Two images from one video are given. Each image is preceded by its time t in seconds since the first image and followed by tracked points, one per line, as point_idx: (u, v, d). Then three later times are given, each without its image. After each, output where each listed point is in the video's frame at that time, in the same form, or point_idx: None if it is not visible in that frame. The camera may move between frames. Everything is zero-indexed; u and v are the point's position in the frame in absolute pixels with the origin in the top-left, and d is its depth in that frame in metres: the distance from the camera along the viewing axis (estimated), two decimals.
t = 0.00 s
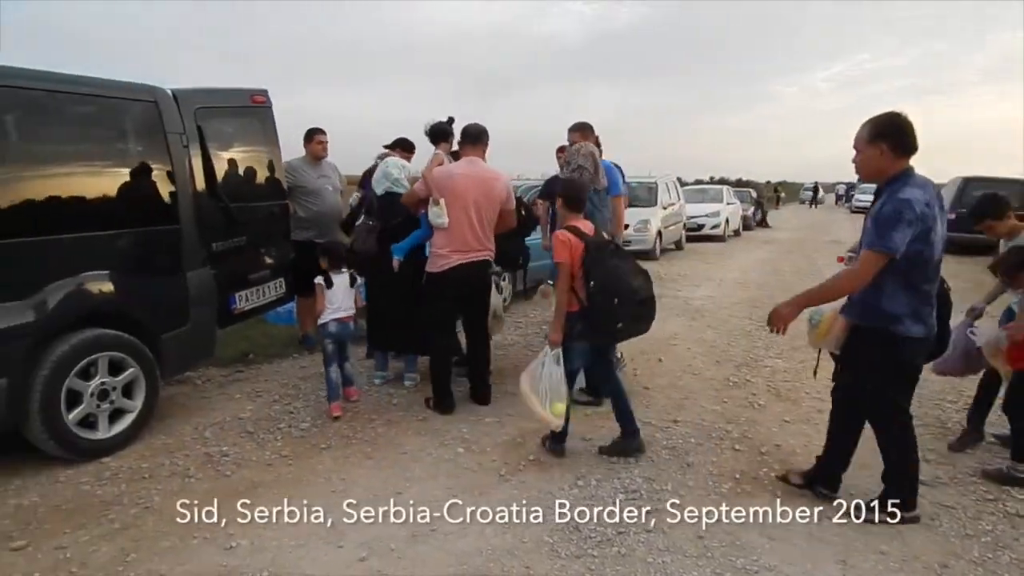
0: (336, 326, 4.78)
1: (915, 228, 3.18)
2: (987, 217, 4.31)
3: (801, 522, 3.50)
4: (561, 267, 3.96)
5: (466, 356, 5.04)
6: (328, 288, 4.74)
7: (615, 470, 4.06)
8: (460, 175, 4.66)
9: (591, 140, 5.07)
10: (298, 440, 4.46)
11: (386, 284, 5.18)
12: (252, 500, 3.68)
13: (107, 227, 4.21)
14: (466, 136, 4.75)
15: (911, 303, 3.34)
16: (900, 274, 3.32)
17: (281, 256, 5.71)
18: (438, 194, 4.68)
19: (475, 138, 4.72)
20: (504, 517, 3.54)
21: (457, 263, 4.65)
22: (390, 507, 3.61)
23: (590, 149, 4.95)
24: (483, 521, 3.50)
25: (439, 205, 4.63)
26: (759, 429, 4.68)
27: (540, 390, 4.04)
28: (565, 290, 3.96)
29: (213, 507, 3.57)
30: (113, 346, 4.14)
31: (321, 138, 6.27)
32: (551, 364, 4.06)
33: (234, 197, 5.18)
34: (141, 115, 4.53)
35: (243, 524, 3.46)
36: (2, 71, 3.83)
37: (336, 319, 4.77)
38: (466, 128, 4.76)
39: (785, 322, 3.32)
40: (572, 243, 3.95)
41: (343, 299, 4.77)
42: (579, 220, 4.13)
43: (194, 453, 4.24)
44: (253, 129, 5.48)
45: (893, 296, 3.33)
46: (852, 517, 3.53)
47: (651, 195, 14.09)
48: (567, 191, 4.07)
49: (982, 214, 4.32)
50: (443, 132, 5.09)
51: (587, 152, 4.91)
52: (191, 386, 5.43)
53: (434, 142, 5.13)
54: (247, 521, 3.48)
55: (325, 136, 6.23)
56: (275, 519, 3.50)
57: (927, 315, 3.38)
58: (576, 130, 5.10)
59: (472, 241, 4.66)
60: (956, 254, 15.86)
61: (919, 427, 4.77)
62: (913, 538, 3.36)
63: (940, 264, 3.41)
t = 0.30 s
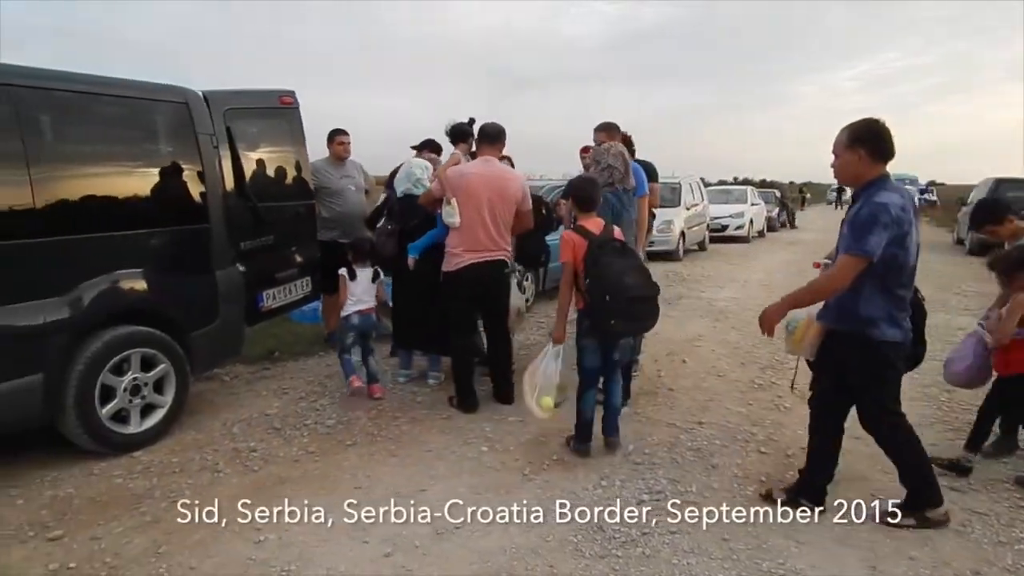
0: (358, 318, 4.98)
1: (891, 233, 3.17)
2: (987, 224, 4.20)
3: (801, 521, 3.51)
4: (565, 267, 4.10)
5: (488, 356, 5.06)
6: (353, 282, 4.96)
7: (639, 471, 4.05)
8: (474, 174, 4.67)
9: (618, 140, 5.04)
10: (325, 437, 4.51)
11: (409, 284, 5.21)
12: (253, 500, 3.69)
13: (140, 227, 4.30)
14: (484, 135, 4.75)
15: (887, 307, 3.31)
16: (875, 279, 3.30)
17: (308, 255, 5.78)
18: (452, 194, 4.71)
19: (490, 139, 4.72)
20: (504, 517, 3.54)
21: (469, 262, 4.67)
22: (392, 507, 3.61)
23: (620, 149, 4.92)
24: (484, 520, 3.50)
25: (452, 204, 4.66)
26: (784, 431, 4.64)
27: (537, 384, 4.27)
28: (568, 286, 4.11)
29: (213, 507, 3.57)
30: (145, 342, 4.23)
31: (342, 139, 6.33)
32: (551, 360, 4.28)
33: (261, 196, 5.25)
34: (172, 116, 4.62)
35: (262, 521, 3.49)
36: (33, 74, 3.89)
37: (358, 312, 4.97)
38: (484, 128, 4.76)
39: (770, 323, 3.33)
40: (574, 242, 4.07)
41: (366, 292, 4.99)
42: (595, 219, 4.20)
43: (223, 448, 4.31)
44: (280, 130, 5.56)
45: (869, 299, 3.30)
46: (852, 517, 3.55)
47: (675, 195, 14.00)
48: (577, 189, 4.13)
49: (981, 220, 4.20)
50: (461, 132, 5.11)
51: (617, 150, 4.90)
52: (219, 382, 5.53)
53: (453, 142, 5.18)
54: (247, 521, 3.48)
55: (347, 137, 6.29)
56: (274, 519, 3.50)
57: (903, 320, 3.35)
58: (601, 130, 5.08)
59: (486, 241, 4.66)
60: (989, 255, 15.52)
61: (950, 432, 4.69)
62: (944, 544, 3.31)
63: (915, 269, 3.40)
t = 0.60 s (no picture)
0: (386, 317, 5.10)
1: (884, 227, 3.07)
2: None
3: (801, 521, 3.51)
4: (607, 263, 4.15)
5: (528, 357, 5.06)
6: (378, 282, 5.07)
7: (682, 475, 4.00)
8: (510, 176, 4.65)
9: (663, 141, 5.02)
10: (368, 434, 4.58)
11: (449, 285, 5.25)
12: (254, 500, 3.70)
13: (193, 227, 4.43)
14: (523, 136, 4.72)
15: (877, 303, 3.21)
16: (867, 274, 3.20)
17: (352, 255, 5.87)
18: (489, 195, 4.71)
19: (528, 140, 4.71)
20: (505, 517, 3.54)
21: (506, 264, 4.66)
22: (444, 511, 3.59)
23: (664, 149, 4.84)
24: (484, 521, 3.50)
25: (489, 205, 4.66)
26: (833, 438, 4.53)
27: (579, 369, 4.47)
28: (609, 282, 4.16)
29: (214, 506, 3.58)
30: (197, 339, 4.36)
31: (384, 143, 6.36)
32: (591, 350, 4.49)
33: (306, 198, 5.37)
34: (223, 119, 4.74)
35: (308, 516, 3.56)
36: (94, 79, 4.04)
37: (386, 311, 5.09)
38: (523, 129, 4.74)
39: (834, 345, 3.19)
40: (619, 238, 4.08)
41: (393, 292, 5.10)
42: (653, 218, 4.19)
43: (270, 444, 4.41)
44: (326, 132, 5.66)
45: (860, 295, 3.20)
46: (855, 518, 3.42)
47: (718, 196, 13.80)
48: (633, 187, 4.12)
49: None
50: (500, 133, 5.12)
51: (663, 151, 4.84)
52: (266, 379, 5.66)
53: (492, 142, 5.19)
54: (248, 521, 3.50)
55: (387, 141, 6.31)
56: (274, 520, 3.51)
57: (896, 318, 3.23)
58: (649, 130, 5.08)
59: (523, 242, 4.65)
60: None
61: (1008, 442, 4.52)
62: (1003, 558, 3.19)
63: (913, 267, 3.27)
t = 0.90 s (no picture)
0: (418, 314, 5.19)
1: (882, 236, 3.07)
2: None
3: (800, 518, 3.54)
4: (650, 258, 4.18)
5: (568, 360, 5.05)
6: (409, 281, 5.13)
7: (724, 483, 3.94)
8: (552, 178, 4.66)
9: (710, 143, 4.99)
10: (410, 434, 4.62)
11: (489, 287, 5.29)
12: (254, 500, 3.71)
13: (243, 228, 4.54)
14: (565, 138, 4.71)
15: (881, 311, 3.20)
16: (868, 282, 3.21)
17: (394, 255, 5.95)
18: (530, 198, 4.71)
19: (570, 142, 4.69)
20: (506, 517, 3.57)
21: (548, 266, 4.65)
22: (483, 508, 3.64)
23: (710, 152, 4.76)
24: (495, 520, 3.53)
25: (531, 208, 4.66)
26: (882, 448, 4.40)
27: (628, 367, 4.60)
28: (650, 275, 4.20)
29: (215, 507, 3.60)
30: (245, 337, 4.47)
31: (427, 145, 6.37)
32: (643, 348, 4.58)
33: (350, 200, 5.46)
34: (273, 122, 4.85)
35: (350, 512, 3.61)
36: (151, 84, 4.18)
37: (419, 308, 5.18)
38: (565, 131, 4.74)
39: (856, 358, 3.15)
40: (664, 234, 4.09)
41: (425, 291, 5.15)
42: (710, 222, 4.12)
43: (314, 441, 4.49)
44: (370, 134, 5.74)
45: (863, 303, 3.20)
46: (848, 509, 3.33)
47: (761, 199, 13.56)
48: (693, 187, 4.09)
49: None
50: (541, 135, 5.12)
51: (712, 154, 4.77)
52: (310, 377, 5.77)
53: (532, 144, 5.20)
54: (249, 521, 3.51)
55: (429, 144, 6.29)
56: (274, 520, 3.53)
57: (900, 325, 3.22)
58: (695, 131, 5.04)
59: (565, 245, 4.64)
60: None
61: None
62: None
63: (916, 272, 3.26)
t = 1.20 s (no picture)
0: (449, 314, 5.22)
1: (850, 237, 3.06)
2: None
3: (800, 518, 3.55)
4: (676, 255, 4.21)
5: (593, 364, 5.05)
6: (444, 281, 5.18)
7: (753, 490, 3.89)
8: (581, 181, 4.64)
9: (740, 146, 4.94)
10: (436, 435, 4.65)
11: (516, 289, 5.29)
12: (254, 500, 3.74)
13: (273, 229, 4.61)
14: (594, 142, 4.69)
15: (855, 313, 3.16)
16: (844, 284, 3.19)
17: (422, 258, 6.00)
18: (558, 202, 4.71)
19: (598, 146, 4.67)
20: (506, 517, 3.59)
21: (577, 270, 4.64)
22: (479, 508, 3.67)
23: (738, 158, 4.70)
24: (520, 524, 3.53)
25: (559, 212, 4.65)
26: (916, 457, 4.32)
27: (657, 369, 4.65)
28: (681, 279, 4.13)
29: (214, 507, 3.63)
30: (275, 337, 4.53)
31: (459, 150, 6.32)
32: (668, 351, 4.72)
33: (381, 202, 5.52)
34: (304, 125, 4.92)
35: (377, 512, 3.64)
36: (187, 88, 4.26)
37: (450, 308, 5.22)
38: (594, 134, 4.72)
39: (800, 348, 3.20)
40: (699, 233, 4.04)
41: (459, 292, 5.21)
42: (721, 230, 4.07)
43: (341, 440, 4.53)
44: (400, 137, 5.80)
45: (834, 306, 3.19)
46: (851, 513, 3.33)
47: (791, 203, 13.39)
48: (711, 194, 4.04)
49: None
50: (570, 138, 5.12)
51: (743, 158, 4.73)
52: (337, 377, 5.83)
53: (562, 148, 5.20)
54: (248, 521, 3.54)
55: (461, 150, 6.25)
56: (275, 520, 3.55)
57: (880, 327, 3.17)
58: (725, 135, 4.98)
59: (593, 249, 4.63)
60: None
61: None
62: None
63: (898, 275, 3.20)
